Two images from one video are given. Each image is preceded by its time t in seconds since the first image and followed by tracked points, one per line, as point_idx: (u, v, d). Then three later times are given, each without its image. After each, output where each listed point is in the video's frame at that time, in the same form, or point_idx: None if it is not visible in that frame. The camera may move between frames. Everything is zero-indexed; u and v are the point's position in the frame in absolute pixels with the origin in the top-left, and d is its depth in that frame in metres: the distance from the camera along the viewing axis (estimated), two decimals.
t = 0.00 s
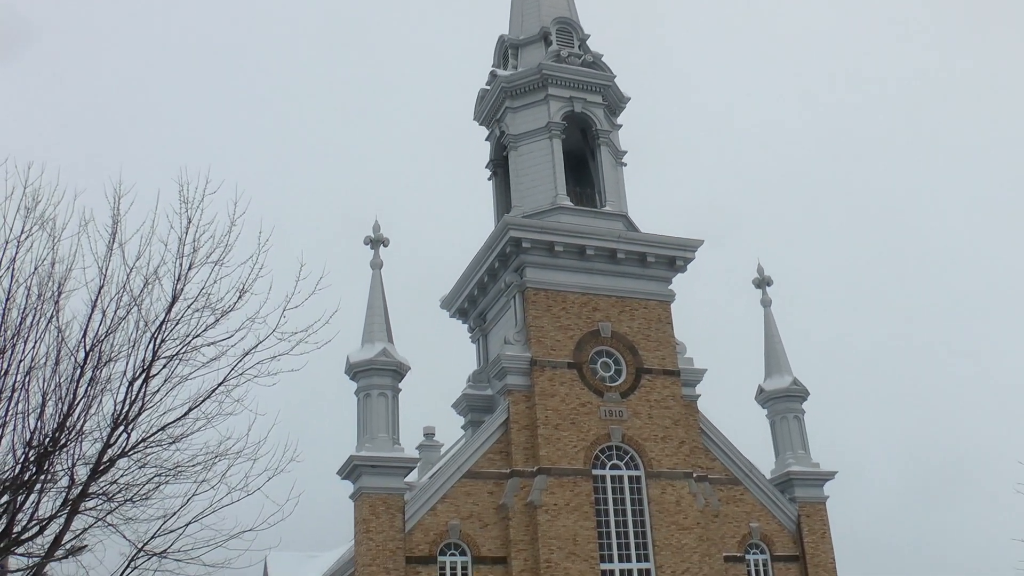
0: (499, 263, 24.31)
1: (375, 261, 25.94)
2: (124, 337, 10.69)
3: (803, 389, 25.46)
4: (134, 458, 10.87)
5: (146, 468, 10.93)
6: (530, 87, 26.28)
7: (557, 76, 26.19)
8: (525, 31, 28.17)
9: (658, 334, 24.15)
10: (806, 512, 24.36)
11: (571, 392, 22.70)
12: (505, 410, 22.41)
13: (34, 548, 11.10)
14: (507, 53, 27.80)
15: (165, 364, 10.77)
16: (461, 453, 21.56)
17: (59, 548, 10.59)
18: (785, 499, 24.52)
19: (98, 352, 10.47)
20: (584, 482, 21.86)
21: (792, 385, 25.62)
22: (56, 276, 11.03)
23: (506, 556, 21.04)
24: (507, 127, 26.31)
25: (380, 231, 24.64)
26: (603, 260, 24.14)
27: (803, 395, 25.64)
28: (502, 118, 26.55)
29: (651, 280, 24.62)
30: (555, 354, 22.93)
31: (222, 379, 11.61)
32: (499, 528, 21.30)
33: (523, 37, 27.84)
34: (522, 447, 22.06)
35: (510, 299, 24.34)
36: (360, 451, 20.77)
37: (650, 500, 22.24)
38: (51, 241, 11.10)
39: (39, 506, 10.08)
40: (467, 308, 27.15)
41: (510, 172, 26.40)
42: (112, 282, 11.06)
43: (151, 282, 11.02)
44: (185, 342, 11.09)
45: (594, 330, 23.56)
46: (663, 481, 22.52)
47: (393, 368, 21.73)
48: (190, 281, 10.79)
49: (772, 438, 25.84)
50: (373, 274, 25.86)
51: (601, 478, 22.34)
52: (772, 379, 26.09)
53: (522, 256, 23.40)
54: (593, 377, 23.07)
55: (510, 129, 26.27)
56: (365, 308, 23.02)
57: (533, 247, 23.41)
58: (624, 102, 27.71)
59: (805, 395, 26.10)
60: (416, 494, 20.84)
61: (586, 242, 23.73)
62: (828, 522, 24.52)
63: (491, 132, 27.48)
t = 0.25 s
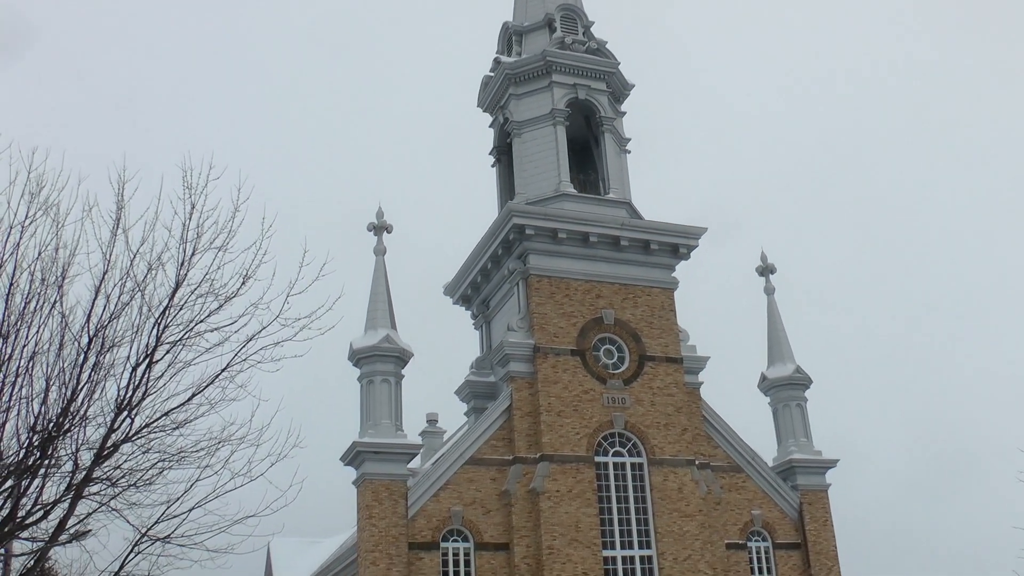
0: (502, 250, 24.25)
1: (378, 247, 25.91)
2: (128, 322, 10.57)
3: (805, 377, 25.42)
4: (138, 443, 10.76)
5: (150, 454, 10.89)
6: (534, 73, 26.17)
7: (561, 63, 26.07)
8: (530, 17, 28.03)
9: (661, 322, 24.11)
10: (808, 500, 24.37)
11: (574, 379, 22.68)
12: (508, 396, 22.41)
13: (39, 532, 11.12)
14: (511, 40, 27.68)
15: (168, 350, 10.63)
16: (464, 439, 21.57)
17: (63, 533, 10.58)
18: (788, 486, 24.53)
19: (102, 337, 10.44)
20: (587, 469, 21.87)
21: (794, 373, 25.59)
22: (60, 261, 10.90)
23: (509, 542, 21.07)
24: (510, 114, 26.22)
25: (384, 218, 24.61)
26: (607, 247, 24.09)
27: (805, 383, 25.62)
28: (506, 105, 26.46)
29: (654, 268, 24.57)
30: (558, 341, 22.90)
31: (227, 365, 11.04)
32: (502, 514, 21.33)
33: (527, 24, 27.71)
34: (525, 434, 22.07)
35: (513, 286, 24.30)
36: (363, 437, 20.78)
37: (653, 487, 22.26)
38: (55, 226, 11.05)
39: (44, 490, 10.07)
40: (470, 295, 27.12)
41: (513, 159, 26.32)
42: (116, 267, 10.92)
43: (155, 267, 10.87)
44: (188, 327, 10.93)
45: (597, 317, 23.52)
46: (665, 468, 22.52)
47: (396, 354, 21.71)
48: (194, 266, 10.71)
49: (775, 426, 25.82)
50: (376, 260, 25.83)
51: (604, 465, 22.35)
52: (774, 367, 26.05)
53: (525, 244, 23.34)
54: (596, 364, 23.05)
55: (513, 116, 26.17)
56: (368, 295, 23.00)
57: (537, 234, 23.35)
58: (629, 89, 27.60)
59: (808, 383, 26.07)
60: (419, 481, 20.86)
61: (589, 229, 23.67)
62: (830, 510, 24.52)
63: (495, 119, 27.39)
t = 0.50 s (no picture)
0: (505, 237, 24.18)
1: (382, 234, 25.85)
2: (131, 308, 10.52)
3: (809, 365, 25.38)
4: (141, 429, 10.74)
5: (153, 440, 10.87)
6: (537, 60, 26.04)
7: (564, 49, 25.93)
8: (533, 3, 27.88)
9: (664, 309, 24.06)
10: (810, 487, 24.36)
11: (577, 366, 22.65)
12: (511, 383, 22.39)
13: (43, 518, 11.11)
14: (515, 26, 27.54)
15: (172, 337, 10.58)
16: (467, 426, 21.56)
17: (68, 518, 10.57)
18: (790, 474, 24.51)
19: (106, 322, 10.40)
20: (589, 456, 21.86)
21: (797, 360, 25.53)
22: (64, 246, 10.84)
23: (511, 528, 21.09)
24: (514, 100, 26.11)
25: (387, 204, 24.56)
26: (610, 234, 24.01)
27: (808, 371, 25.57)
28: (509, 91, 26.34)
29: (658, 255, 24.50)
30: (561, 328, 22.85)
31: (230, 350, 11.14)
32: (504, 501, 21.34)
33: (531, 10, 27.55)
34: (528, 420, 22.06)
35: (516, 273, 24.25)
36: (366, 424, 20.78)
37: (655, 474, 22.25)
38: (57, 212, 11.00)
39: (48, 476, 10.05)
40: (473, 282, 27.08)
41: (517, 146, 26.22)
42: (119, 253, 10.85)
43: (158, 253, 10.79)
44: (192, 313, 10.87)
45: (600, 304, 23.47)
46: (668, 456, 22.52)
47: (399, 341, 21.68)
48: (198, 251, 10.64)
49: (777, 413, 25.80)
50: (379, 247, 25.78)
51: (606, 452, 22.34)
52: (777, 354, 26.00)
53: (529, 230, 23.28)
54: (599, 351, 23.01)
55: (517, 102, 26.06)
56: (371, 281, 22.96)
57: (540, 221, 23.27)
58: (632, 76, 27.46)
59: (811, 371, 26.02)
60: (422, 467, 20.86)
61: (592, 216, 23.58)
62: (832, 497, 24.52)
63: (498, 105, 27.28)
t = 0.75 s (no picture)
0: (508, 224, 24.12)
1: (385, 221, 25.80)
2: (135, 295, 10.47)
3: (811, 352, 25.33)
4: (145, 415, 10.72)
5: (156, 426, 10.86)
6: (541, 47, 25.92)
7: (568, 36, 25.81)
8: None
9: (667, 296, 24.01)
10: (812, 475, 24.36)
11: (580, 353, 22.62)
12: (514, 370, 22.38)
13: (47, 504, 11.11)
14: (518, 13, 27.41)
15: (175, 323, 10.54)
16: (470, 413, 21.56)
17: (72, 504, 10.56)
18: (792, 461, 24.50)
19: (109, 309, 10.38)
20: (592, 443, 21.86)
21: (800, 348, 25.49)
22: (67, 233, 10.79)
23: (514, 515, 21.11)
24: (517, 87, 26.00)
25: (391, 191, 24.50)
26: (613, 222, 23.95)
27: (811, 358, 25.53)
28: (513, 78, 26.23)
29: (661, 242, 24.44)
30: (564, 315, 22.82)
31: (233, 337, 11.12)
32: (507, 488, 21.36)
33: None
34: (531, 407, 22.06)
35: (519, 260, 24.20)
36: (369, 410, 20.78)
37: (657, 461, 22.26)
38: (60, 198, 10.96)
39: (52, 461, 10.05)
40: (476, 269, 27.03)
41: (520, 133, 26.13)
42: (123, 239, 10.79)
43: (161, 240, 10.73)
44: (195, 300, 10.83)
45: (603, 291, 23.43)
46: (670, 443, 22.51)
47: (402, 328, 21.67)
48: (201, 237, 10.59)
49: (780, 400, 25.77)
50: (383, 233, 25.73)
51: (609, 439, 22.34)
52: (780, 341, 25.96)
53: (532, 217, 23.21)
54: (602, 338, 22.98)
55: (520, 89, 25.95)
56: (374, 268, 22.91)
57: (543, 208, 23.21)
58: (636, 63, 27.34)
59: (814, 358, 25.98)
60: (425, 454, 20.87)
61: (595, 203, 23.51)
62: (835, 485, 24.52)
63: (502, 92, 27.17)
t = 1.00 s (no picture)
0: (512, 211, 24.05)
1: (388, 207, 25.74)
2: (138, 281, 10.43)
3: (814, 340, 25.30)
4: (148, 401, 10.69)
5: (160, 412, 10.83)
6: (544, 33, 25.79)
7: (572, 23, 25.67)
8: None
9: (670, 283, 23.96)
10: (814, 462, 24.35)
11: (583, 340, 22.59)
12: (516, 357, 22.35)
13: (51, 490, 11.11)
14: None
15: (178, 310, 10.50)
16: (472, 400, 21.55)
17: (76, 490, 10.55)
18: (795, 449, 24.49)
19: (112, 295, 10.34)
20: (595, 430, 21.86)
21: (803, 335, 25.45)
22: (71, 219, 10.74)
23: (517, 502, 21.13)
24: (521, 74, 25.88)
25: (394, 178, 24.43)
26: (616, 209, 23.87)
27: (814, 346, 25.49)
28: (516, 65, 26.12)
29: (664, 230, 24.37)
30: (567, 302, 22.77)
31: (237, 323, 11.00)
32: (510, 474, 21.37)
33: None
34: (534, 394, 22.04)
35: (522, 247, 24.15)
36: (372, 397, 20.78)
37: (660, 448, 22.25)
38: (63, 184, 10.91)
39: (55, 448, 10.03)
40: (479, 256, 26.98)
41: (523, 119, 26.03)
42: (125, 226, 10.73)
43: (164, 226, 10.67)
44: (199, 287, 10.78)
45: (606, 278, 23.38)
46: (673, 430, 22.51)
47: (404, 315, 21.64)
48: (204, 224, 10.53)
49: (782, 388, 25.75)
50: (386, 220, 25.68)
51: (612, 426, 22.34)
52: (783, 329, 25.92)
53: (535, 204, 23.14)
54: (605, 325, 22.94)
55: (524, 76, 25.84)
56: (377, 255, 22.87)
57: (546, 195, 23.13)
58: (640, 50, 27.21)
59: (817, 346, 25.93)
60: (428, 440, 20.86)
61: (599, 190, 23.43)
62: (837, 472, 24.52)
63: (505, 79, 27.06)
